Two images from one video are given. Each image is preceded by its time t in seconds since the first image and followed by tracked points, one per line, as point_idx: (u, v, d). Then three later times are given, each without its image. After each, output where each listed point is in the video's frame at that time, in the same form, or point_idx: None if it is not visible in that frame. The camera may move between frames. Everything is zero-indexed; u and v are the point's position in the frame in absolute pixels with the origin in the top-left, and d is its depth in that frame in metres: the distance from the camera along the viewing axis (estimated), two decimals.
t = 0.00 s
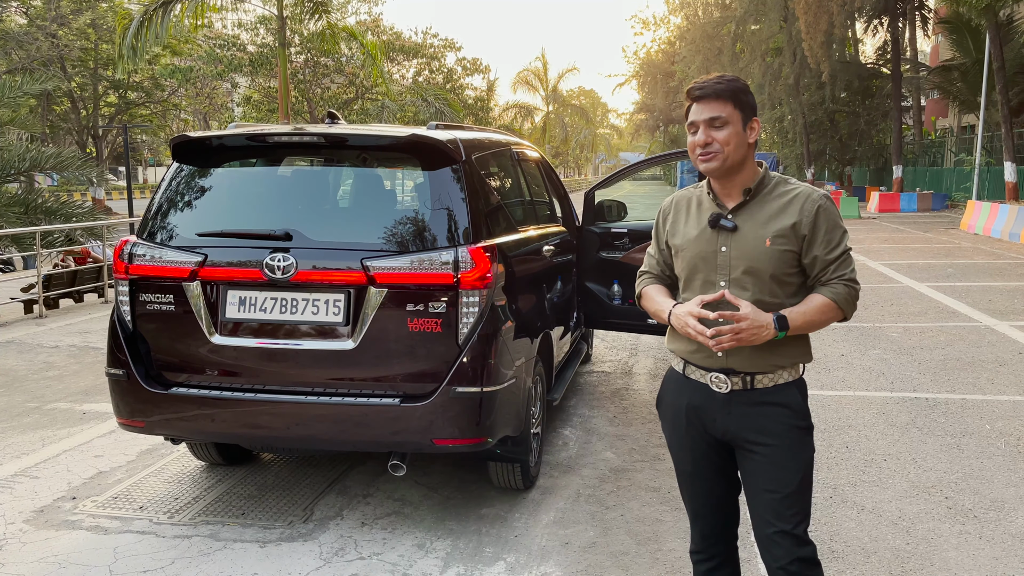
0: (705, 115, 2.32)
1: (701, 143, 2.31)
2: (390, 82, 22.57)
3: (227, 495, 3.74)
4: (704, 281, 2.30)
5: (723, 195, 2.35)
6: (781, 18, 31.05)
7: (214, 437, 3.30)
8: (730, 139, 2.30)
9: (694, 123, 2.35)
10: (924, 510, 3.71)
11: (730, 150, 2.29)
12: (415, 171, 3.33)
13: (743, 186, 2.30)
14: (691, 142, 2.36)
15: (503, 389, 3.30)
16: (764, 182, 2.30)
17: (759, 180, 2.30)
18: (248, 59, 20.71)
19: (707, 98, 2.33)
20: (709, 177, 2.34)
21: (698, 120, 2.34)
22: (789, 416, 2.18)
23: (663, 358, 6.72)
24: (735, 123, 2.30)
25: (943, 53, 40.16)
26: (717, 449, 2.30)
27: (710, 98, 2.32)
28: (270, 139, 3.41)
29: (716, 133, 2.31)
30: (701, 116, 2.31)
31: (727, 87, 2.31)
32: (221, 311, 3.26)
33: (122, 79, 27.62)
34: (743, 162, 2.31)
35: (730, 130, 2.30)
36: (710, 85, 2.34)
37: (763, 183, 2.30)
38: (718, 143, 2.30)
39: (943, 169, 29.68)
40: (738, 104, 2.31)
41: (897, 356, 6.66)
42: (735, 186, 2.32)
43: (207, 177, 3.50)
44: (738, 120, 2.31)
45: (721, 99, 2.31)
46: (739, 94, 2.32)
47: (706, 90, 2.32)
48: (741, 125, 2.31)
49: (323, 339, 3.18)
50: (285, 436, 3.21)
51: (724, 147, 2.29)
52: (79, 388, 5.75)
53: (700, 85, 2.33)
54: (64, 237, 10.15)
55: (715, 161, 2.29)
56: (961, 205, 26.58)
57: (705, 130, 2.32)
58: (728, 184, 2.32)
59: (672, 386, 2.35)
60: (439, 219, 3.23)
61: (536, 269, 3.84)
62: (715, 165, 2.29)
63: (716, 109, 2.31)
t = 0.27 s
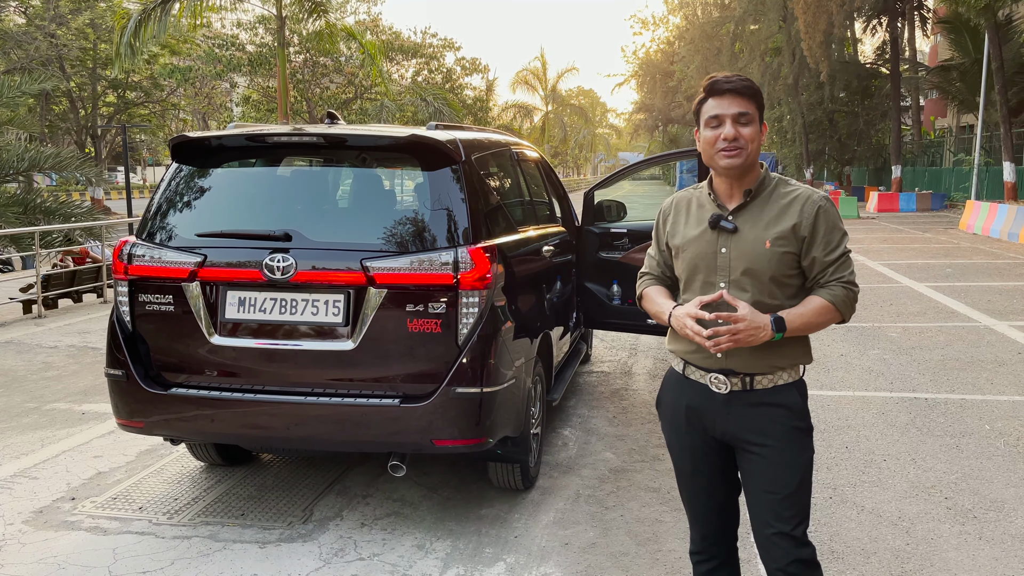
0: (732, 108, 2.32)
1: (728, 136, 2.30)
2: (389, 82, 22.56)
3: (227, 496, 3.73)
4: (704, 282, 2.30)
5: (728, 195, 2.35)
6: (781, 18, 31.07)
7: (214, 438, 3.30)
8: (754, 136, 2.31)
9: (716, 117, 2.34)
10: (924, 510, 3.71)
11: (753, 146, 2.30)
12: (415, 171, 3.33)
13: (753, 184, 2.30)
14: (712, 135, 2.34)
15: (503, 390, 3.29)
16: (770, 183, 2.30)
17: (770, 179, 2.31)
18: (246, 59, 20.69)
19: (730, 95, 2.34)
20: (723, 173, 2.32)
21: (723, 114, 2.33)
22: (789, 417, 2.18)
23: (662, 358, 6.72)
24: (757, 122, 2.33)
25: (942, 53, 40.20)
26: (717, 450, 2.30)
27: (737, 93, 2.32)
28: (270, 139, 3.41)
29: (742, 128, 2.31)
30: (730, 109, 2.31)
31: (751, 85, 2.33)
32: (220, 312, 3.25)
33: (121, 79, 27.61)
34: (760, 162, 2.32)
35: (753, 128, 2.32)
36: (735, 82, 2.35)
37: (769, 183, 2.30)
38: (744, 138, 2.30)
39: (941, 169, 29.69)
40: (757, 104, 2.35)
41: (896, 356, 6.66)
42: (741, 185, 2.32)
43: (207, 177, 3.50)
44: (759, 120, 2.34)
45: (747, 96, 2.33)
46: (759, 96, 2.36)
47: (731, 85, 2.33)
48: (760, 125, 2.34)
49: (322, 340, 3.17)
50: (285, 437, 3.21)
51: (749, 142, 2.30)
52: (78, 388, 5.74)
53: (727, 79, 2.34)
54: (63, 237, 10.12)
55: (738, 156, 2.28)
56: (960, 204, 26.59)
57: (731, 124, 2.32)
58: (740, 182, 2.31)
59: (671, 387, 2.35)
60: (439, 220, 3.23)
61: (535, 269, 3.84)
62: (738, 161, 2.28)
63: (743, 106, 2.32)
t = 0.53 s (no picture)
0: (737, 123, 2.29)
1: (727, 150, 2.28)
2: (389, 82, 22.58)
3: (228, 496, 3.73)
4: (707, 283, 2.31)
5: (730, 198, 2.35)
6: (780, 18, 31.10)
7: (215, 438, 3.30)
8: (754, 152, 2.28)
9: (722, 126, 2.32)
10: (925, 510, 3.71)
11: (753, 162, 2.28)
12: (416, 171, 3.33)
13: (756, 191, 2.30)
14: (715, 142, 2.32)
15: (504, 390, 3.29)
16: (775, 185, 2.30)
17: (775, 186, 2.30)
18: (246, 59, 20.68)
19: (740, 105, 2.30)
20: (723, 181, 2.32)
21: (728, 125, 2.30)
22: (794, 417, 2.18)
23: (662, 358, 6.72)
24: (761, 139, 2.29)
25: (941, 53, 40.23)
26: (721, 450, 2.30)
27: (747, 107, 2.29)
28: (271, 139, 3.41)
29: (739, 145, 2.29)
30: (736, 121, 2.28)
31: (763, 98, 2.29)
32: (221, 312, 3.25)
33: (120, 79, 27.61)
34: (763, 172, 2.30)
35: (755, 145, 2.29)
36: (746, 92, 2.31)
37: (775, 185, 2.30)
38: (740, 155, 2.28)
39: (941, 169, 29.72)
40: (769, 117, 2.30)
41: (896, 356, 6.66)
42: (744, 191, 2.32)
43: (207, 177, 3.50)
44: (766, 135, 2.31)
45: (756, 112, 2.29)
46: (772, 107, 2.31)
47: (747, 97, 2.29)
48: (767, 141, 2.31)
49: (323, 340, 3.17)
50: (286, 437, 3.21)
51: (749, 159, 2.27)
52: (78, 389, 5.74)
53: (736, 90, 2.31)
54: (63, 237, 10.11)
55: (737, 169, 2.27)
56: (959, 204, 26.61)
57: (730, 138, 2.30)
58: (742, 189, 2.31)
59: (676, 387, 2.35)
60: (440, 220, 3.23)
61: (536, 269, 3.84)
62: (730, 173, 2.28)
63: (750, 120, 2.29)
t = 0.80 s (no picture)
0: (755, 130, 2.26)
1: (743, 159, 2.25)
2: (389, 82, 22.61)
3: (228, 496, 3.74)
4: (713, 285, 2.31)
5: (739, 201, 2.33)
6: (780, 18, 31.13)
7: (215, 438, 3.30)
8: (770, 161, 2.26)
9: (736, 131, 2.29)
10: (925, 510, 3.71)
11: (768, 170, 2.26)
12: (415, 171, 3.33)
13: (767, 195, 2.29)
14: (729, 149, 2.29)
15: (504, 390, 3.29)
16: (785, 188, 2.29)
17: (786, 190, 2.30)
18: (245, 58, 20.66)
19: (756, 111, 2.27)
20: (735, 186, 2.31)
21: (745, 132, 2.27)
22: (796, 418, 2.18)
23: (662, 358, 6.73)
24: (778, 147, 2.27)
25: (940, 53, 40.26)
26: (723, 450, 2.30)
27: (763, 115, 2.26)
28: (270, 139, 3.41)
29: (759, 152, 2.26)
30: (752, 129, 2.25)
31: (780, 104, 2.26)
32: (221, 312, 3.25)
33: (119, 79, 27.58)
34: (775, 178, 2.29)
35: (772, 152, 2.27)
36: (763, 98, 2.27)
37: (786, 188, 2.29)
38: (760, 162, 2.25)
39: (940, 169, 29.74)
40: (784, 124, 2.28)
41: (896, 356, 6.66)
42: (755, 195, 2.31)
43: (207, 177, 3.50)
44: (781, 143, 2.29)
45: (773, 120, 2.26)
46: (788, 113, 2.29)
47: (762, 103, 2.26)
48: (782, 148, 2.29)
49: (324, 340, 3.17)
50: (286, 437, 3.21)
51: (765, 167, 2.26)
52: (78, 389, 5.74)
53: (752, 96, 2.27)
54: (63, 237, 10.10)
55: (752, 177, 2.26)
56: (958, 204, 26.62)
57: (750, 146, 2.26)
58: (753, 193, 2.30)
59: (679, 386, 2.35)
60: (439, 220, 3.23)
61: (536, 269, 3.84)
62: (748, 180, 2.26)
63: (768, 128, 2.26)
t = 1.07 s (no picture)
0: (763, 131, 2.25)
1: (751, 160, 2.25)
2: (388, 83, 22.60)
3: (228, 496, 3.74)
4: (722, 289, 2.31)
5: (749, 203, 2.33)
6: (779, 18, 31.20)
7: (215, 438, 3.30)
8: (779, 161, 2.25)
9: (744, 132, 2.28)
10: (924, 510, 3.71)
11: (777, 172, 2.25)
12: (415, 171, 3.34)
13: (777, 197, 2.28)
14: (737, 151, 2.29)
15: (504, 390, 3.30)
16: (796, 190, 2.28)
17: (797, 191, 2.29)
18: (245, 59, 20.66)
19: (763, 111, 2.26)
20: (744, 187, 2.30)
21: (752, 133, 2.27)
22: (805, 422, 2.18)
23: (661, 358, 6.73)
24: (786, 147, 2.27)
25: (940, 53, 40.27)
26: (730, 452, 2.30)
27: (769, 115, 2.25)
28: (270, 139, 3.41)
29: (766, 153, 2.25)
30: (759, 130, 2.25)
31: (787, 104, 2.25)
32: (221, 312, 3.25)
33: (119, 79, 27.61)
34: (784, 179, 2.28)
35: (781, 152, 2.26)
36: (769, 98, 2.26)
37: (797, 190, 2.28)
38: (769, 163, 2.25)
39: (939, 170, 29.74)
40: (791, 122, 2.26)
41: (895, 356, 6.67)
42: (764, 197, 2.30)
43: (206, 177, 3.50)
44: (789, 142, 2.27)
45: (779, 119, 2.25)
46: (795, 112, 2.27)
47: (768, 103, 2.25)
48: (791, 147, 2.27)
49: (323, 341, 3.17)
50: (286, 437, 3.21)
51: (773, 168, 2.25)
52: (77, 389, 5.73)
53: (759, 96, 2.26)
54: (63, 238, 10.11)
55: (760, 179, 2.25)
56: (958, 204, 26.63)
57: (758, 146, 2.26)
58: (763, 195, 2.30)
59: (688, 386, 2.36)
60: (439, 220, 3.23)
61: (535, 269, 3.84)
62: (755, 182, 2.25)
63: (775, 128, 2.25)
